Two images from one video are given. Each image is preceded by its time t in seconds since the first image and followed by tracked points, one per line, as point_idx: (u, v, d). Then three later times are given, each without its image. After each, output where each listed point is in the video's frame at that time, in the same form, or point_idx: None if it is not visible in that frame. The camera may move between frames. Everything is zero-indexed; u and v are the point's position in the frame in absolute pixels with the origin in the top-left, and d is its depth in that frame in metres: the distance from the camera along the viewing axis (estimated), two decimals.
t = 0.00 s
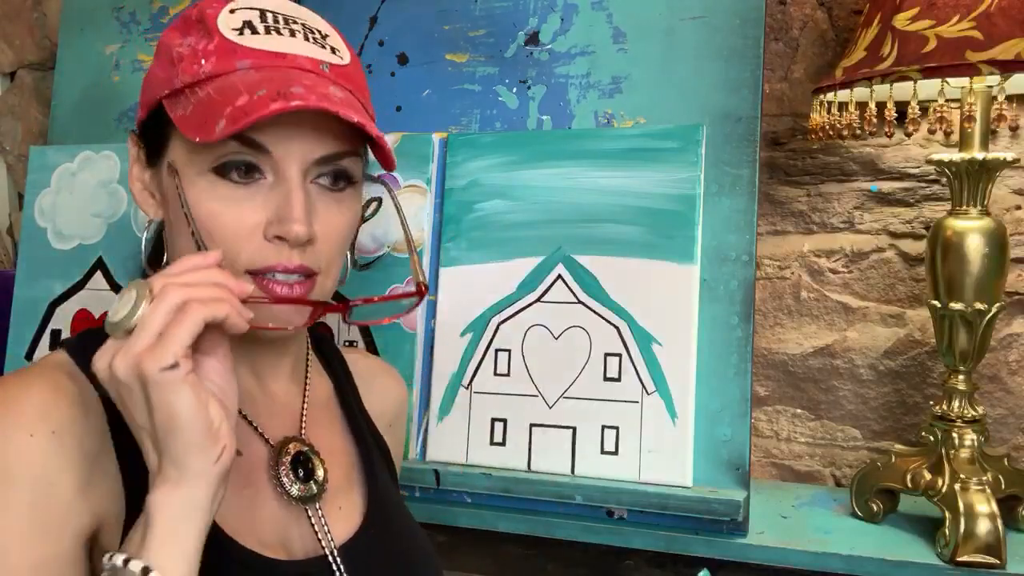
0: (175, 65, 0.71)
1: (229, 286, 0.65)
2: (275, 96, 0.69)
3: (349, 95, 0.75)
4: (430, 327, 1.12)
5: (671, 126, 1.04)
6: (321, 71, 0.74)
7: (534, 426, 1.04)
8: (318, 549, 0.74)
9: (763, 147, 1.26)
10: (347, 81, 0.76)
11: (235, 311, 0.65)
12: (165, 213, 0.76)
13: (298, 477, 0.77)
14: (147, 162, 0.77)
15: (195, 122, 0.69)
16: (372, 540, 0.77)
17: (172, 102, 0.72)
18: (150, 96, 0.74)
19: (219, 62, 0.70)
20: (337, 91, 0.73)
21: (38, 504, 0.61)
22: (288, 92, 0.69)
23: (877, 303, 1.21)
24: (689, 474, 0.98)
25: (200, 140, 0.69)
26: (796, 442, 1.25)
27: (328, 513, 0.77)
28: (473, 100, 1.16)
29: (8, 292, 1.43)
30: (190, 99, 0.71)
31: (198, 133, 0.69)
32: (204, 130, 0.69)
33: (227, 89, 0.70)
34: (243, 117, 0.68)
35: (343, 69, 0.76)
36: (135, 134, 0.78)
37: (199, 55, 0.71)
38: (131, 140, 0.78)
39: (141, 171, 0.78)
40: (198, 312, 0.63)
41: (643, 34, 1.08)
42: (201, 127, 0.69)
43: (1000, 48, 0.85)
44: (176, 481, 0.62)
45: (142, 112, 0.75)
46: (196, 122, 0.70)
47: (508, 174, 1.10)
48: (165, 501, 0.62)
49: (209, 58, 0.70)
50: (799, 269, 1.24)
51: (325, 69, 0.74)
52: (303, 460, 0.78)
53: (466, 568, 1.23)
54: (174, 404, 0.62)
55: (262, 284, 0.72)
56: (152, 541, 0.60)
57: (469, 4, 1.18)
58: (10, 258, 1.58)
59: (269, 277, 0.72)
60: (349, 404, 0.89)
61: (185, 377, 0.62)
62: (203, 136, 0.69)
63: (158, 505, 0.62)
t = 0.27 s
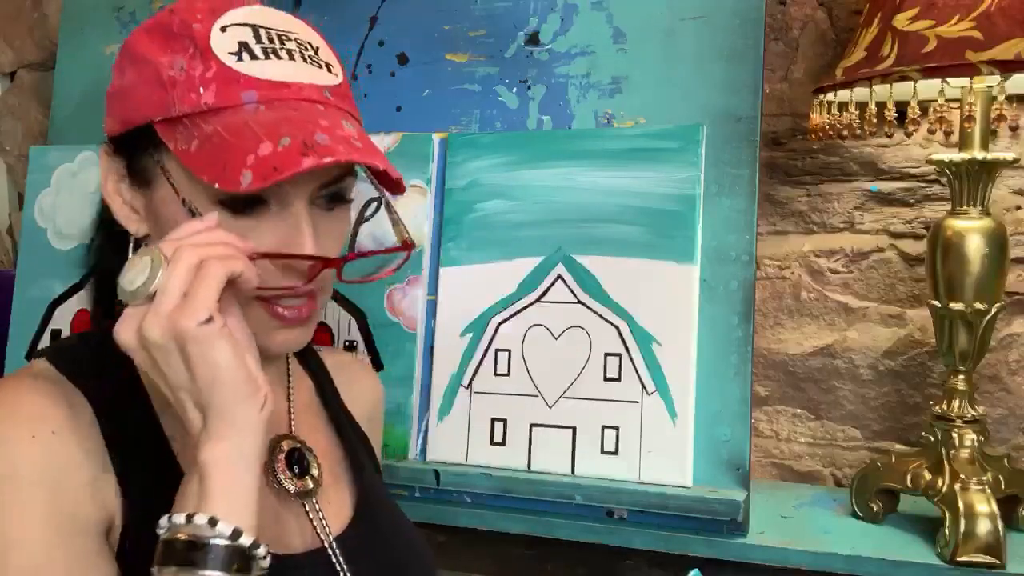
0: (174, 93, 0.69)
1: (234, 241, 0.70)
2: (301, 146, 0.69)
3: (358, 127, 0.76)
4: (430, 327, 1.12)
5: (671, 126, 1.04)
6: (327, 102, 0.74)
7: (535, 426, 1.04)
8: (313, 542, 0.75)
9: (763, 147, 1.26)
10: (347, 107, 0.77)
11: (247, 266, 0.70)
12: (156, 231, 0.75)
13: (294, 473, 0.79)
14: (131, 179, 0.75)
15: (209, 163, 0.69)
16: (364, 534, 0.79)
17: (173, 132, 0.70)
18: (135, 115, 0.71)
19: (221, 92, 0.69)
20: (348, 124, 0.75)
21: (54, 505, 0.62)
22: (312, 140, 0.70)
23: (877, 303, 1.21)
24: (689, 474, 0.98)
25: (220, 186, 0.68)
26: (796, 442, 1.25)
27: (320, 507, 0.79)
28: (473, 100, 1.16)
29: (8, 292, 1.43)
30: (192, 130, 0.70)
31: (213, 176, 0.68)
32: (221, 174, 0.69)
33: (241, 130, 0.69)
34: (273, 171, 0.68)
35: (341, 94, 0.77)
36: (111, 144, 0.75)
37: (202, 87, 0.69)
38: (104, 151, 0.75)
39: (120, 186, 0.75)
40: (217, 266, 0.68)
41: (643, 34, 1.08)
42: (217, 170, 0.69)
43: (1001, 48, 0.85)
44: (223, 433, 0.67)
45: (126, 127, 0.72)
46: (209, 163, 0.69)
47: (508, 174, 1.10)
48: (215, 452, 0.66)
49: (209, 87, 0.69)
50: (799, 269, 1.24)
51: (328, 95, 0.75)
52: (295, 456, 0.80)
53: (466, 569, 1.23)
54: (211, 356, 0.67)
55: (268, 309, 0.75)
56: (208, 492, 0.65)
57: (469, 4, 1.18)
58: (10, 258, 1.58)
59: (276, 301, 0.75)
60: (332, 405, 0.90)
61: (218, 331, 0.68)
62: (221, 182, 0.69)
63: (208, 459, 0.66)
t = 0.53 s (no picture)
0: (174, 111, 0.69)
1: (223, 220, 0.70)
2: (312, 172, 0.70)
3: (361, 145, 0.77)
4: (430, 327, 1.12)
5: (671, 126, 1.04)
6: (328, 120, 0.75)
7: (534, 426, 1.05)
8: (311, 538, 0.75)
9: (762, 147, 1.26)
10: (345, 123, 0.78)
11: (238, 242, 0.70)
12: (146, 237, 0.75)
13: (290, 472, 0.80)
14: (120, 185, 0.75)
15: (214, 186, 0.69)
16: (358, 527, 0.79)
17: (175, 151, 0.70)
18: (126, 128, 0.71)
19: (222, 110, 0.70)
20: (351, 143, 0.76)
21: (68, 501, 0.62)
22: (322, 165, 0.71)
23: (877, 303, 1.21)
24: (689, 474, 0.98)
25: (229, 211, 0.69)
26: (796, 442, 1.25)
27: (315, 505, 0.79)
28: (473, 100, 1.16)
29: (8, 292, 1.44)
30: (194, 149, 0.70)
31: (219, 202, 0.69)
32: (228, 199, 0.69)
33: (247, 152, 0.70)
34: (286, 198, 0.69)
35: (338, 110, 0.78)
36: (98, 152, 0.74)
37: (203, 106, 0.69)
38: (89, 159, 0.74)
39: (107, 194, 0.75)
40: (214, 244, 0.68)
41: (643, 34, 1.08)
42: (223, 194, 0.69)
43: (1001, 48, 0.85)
44: (239, 399, 0.69)
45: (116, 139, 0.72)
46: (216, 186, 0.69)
47: (508, 174, 1.10)
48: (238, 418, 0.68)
49: (209, 104, 0.70)
50: (799, 269, 1.24)
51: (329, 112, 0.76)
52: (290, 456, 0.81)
53: (466, 568, 1.23)
54: (221, 328, 0.68)
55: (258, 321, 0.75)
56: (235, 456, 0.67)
57: (469, 4, 1.18)
58: (10, 258, 1.58)
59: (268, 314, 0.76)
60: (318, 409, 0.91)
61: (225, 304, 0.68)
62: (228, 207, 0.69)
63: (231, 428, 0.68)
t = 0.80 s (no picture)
0: (156, 113, 0.70)
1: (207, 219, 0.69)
2: (287, 172, 0.69)
3: (347, 144, 0.76)
4: (430, 327, 1.12)
5: (671, 126, 1.04)
6: (314, 119, 0.74)
7: (535, 426, 1.04)
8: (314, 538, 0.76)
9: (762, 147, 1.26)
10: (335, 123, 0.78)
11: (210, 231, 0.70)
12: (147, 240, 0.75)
13: (293, 472, 0.80)
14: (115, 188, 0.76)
15: (193, 189, 0.69)
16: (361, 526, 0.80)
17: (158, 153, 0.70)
18: (113, 131, 0.71)
19: (202, 112, 0.70)
20: (334, 142, 0.74)
21: (79, 495, 0.62)
22: (296, 166, 0.70)
23: (877, 303, 1.21)
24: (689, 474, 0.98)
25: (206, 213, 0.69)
26: (796, 442, 1.25)
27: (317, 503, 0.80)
28: (473, 100, 1.16)
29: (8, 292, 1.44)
30: (176, 152, 0.70)
31: (197, 204, 0.69)
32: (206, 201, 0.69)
33: (224, 153, 0.70)
34: (259, 200, 0.68)
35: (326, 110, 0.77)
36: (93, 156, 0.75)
37: (184, 107, 0.69)
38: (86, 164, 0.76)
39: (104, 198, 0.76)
40: (180, 235, 0.68)
41: (643, 34, 1.08)
42: (201, 197, 0.69)
43: (1001, 48, 0.85)
44: (218, 382, 0.69)
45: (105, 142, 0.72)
46: (195, 188, 0.69)
47: (508, 174, 1.10)
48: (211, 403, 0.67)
49: (190, 106, 0.70)
50: (799, 269, 1.24)
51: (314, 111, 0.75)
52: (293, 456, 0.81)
53: (466, 568, 1.23)
54: (189, 315, 0.68)
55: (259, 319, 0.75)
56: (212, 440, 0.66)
57: (469, 4, 1.18)
58: (9, 258, 1.58)
59: (269, 313, 0.75)
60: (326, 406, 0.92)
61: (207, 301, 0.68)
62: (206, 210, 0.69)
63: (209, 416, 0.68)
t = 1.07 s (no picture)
0: (130, 101, 0.72)
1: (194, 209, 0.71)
2: (216, 146, 0.68)
3: (304, 121, 0.74)
4: (430, 327, 1.12)
5: (671, 126, 1.04)
6: (274, 98, 0.73)
7: (535, 426, 1.04)
8: (317, 539, 0.75)
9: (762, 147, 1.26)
10: (308, 101, 0.75)
11: (147, 244, 0.72)
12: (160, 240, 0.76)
13: (299, 472, 0.78)
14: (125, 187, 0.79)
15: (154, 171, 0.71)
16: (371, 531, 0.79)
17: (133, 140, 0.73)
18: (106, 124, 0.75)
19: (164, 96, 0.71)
20: (284, 118, 0.72)
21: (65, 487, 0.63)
22: (228, 139, 0.69)
23: (877, 303, 1.21)
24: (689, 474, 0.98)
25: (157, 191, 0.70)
26: (796, 442, 1.25)
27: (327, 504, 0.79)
28: (473, 100, 1.16)
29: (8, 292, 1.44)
30: (145, 138, 0.72)
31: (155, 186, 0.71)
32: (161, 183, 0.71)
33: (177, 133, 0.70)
34: (188, 175, 0.68)
35: (302, 89, 0.75)
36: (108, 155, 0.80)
37: (150, 92, 0.71)
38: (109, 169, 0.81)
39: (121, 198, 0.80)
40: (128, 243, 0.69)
41: (643, 34, 1.08)
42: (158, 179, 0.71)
43: (1001, 48, 0.85)
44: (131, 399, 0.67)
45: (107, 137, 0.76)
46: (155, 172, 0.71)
47: (507, 174, 1.10)
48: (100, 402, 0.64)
49: (158, 93, 0.71)
50: (799, 269, 1.24)
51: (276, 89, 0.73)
52: (302, 455, 0.80)
53: (466, 568, 1.23)
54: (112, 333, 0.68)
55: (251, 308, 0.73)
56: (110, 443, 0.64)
57: (469, 4, 1.18)
58: (10, 258, 1.58)
59: (259, 300, 0.73)
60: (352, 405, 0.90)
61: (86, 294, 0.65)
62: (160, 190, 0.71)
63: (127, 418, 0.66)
